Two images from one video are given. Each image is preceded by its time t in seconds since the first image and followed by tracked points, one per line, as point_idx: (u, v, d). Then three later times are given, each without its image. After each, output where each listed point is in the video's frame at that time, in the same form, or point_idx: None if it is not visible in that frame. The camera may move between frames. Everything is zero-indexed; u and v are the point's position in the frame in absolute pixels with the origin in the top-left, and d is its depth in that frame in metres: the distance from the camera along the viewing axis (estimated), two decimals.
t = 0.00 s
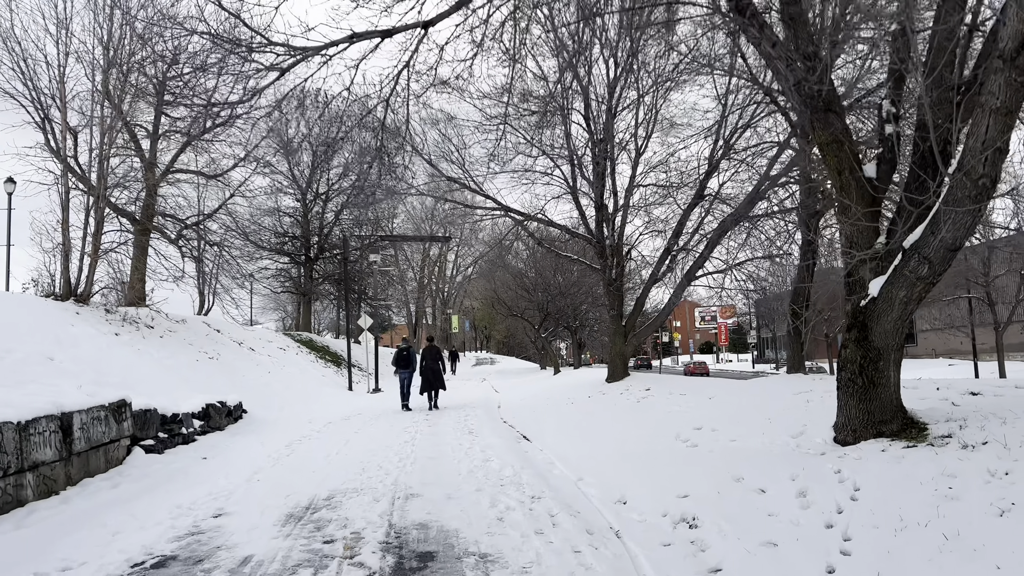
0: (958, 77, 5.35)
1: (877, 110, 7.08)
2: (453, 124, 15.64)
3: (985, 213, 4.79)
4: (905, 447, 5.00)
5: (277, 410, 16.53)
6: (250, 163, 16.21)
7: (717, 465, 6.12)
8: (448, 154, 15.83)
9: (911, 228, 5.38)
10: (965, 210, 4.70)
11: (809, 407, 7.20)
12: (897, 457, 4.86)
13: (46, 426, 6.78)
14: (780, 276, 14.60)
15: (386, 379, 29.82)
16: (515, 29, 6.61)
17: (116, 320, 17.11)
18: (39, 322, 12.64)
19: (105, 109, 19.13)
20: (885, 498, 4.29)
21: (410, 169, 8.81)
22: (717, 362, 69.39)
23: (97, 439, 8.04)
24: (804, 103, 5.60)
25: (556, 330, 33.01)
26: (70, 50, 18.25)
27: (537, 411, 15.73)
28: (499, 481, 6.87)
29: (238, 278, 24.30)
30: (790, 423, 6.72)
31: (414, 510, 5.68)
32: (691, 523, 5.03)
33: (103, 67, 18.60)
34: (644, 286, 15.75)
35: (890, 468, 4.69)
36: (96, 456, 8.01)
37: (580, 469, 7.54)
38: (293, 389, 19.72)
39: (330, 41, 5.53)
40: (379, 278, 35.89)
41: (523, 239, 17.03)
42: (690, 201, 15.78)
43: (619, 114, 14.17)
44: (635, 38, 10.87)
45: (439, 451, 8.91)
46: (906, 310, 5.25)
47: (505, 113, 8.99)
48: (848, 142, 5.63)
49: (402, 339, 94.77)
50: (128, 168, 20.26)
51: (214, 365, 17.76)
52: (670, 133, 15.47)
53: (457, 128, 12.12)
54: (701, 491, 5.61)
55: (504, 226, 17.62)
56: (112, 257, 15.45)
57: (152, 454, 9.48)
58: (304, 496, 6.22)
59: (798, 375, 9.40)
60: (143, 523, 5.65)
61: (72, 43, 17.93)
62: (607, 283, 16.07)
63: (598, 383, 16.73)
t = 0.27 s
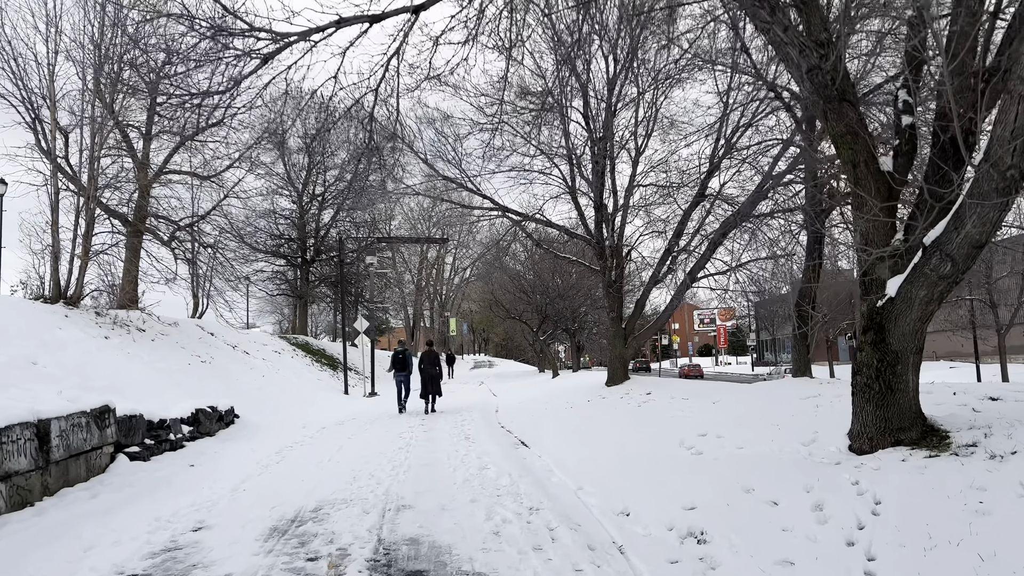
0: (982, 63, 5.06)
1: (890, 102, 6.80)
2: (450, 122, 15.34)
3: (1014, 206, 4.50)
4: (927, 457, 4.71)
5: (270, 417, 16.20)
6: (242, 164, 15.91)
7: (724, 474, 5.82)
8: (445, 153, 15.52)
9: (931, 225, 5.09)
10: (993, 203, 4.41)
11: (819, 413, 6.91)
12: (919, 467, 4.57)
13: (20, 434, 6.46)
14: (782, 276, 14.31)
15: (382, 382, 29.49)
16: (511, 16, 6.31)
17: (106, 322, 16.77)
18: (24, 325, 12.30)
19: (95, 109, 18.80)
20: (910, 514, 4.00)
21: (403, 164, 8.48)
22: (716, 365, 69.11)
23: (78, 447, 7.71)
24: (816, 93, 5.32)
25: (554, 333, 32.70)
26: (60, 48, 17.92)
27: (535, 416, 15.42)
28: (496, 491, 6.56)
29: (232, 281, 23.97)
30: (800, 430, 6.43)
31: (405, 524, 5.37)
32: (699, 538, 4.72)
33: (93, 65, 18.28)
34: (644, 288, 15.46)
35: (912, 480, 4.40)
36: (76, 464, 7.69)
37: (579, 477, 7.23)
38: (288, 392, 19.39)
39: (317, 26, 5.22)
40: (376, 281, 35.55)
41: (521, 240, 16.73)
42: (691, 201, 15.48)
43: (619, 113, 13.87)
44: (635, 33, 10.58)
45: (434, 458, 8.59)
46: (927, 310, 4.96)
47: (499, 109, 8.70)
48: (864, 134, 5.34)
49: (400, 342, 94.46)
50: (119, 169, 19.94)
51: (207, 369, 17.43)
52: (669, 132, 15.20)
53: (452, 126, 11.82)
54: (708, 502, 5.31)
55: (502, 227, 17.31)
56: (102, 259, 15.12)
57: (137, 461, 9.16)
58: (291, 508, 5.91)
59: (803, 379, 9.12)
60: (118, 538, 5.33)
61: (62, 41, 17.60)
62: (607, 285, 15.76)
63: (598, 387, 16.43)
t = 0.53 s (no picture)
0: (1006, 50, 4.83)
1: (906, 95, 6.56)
2: (450, 122, 15.11)
3: None
4: (951, 464, 4.47)
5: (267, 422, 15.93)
6: (239, 165, 15.68)
7: (735, 482, 5.57)
8: (445, 153, 15.28)
9: (954, 219, 4.86)
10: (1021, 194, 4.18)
11: (832, 419, 6.67)
12: (945, 475, 4.33)
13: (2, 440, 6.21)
14: (787, 277, 14.08)
15: (382, 385, 29.23)
16: (511, 4, 6.07)
17: (101, 325, 16.53)
18: (15, 328, 12.05)
19: (91, 109, 18.57)
20: (939, 527, 3.76)
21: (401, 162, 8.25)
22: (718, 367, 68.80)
23: (65, 453, 7.46)
24: (832, 82, 5.09)
25: (555, 336, 32.47)
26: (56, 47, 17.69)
27: (537, 420, 15.17)
28: (497, 499, 6.32)
29: (231, 283, 23.72)
30: (812, 436, 6.20)
31: (402, 534, 5.12)
32: (711, 550, 4.47)
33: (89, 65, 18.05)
34: (647, 289, 15.22)
35: (938, 489, 4.16)
36: (62, 471, 7.43)
37: (583, 484, 6.98)
38: (286, 396, 19.13)
39: (307, 12, 5.08)
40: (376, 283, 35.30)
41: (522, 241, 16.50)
42: (694, 201, 15.25)
43: (622, 111, 13.64)
44: (639, 28, 10.35)
45: (433, 464, 8.35)
46: (950, 310, 4.73)
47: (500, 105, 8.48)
48: (881, 124, 5.12)
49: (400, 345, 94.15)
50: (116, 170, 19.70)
51: (203, 372, 17.17)
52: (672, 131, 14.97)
53: (452, 125, 11.59)
54: (720, 511, 5.06)
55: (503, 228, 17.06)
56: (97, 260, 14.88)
57: (128, 467, 8.89)
58: (283, 518, 5.66)
59: (812, 382, 8.89)
60: (101, 550, 5.08)
61: (58, 40, 17.37)
62: (609, 286, 15.50)
63: (599, 390, 16.17)
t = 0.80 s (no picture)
0: None
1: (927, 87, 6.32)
2: (451, 122, 14.90)
3: None
4: (980, 475, 4.24)
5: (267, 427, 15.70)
6: (239, 167, 15.48)
7: (748, 493, 5.34)
8: (447, 154, 15.07)
9: (981, 217, 4.65)
10: None
11: (848, 426, 6.43)
12: (974, 487, 4.10)
13: None
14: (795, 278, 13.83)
15: (385, 389, 29.00)
16: None
17: (99, 328, 16.31)
18: (9, 332, 11.84)
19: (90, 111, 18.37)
20: (973, 544, 3.53)
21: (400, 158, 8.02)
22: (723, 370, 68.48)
23: (53, 461, 7.23)
24: (850, 71, 4.89)
25: (559, 339, 32.19)
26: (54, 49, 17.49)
27: (541, 425, 14.93)
28: (499, 510, 6.08)
29: (232, 286, 23.51)
30: (828, 444, 5.97)
31: (399, 549, 4.88)
32: (725, 567, 4.23)
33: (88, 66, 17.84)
34: (653, 291, 15.00)
35: (968, 502, 3.93)
36: (51, 480, 7.22)
37: (588, 492, 6.75)
38: (287, 400, 18.91)
39: None
40: (379, 286, 35.09)
41: (525, 243, 16.27)
42: (700, 201, 15.02)
43: (626, 110, 13.42)
44: (644, 25, 10.14)
45: (434, 471, 8.11)
46: (977, 313, 4.50)
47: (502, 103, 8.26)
48: (902, 117, 4.92)
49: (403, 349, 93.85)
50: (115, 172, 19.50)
51: (203, 376, 16.95)
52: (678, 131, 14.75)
53: (454, 123, 11.36)
54: (733, 524, 4.83)
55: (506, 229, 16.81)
56: (95, 263, 14.67)
57: (121, 475, 8.67)
58: (277, 530, 5.43)
59: (823, 387, 8.66)
60: (84, 565, 4.85)
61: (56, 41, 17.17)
62: (614, 288, 15.25)
63: (604, 394, 15.93)
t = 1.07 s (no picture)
0: None
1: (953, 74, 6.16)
2: (455, 120, 14.64)
3: None
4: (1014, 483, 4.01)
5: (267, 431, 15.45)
6: (241, 167, 15.28)
7: (764, 501, 5.09)
8: (451, 153, 14.81)
9: (1014, 208, 4.65)
10: None
11: (866, 431, 6.18)
12: (1009, 496, 3.86)
13: None
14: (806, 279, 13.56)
15: (389, 393, 28.72)
16: None
17: (99, 332, 16.08)
18: (5, 335, 11.62)
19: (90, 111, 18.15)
20: (1013, 558, 3.29)
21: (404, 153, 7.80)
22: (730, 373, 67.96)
23: (41, 468, 7.00)
24: (874, 56, 4.91)
25: (564, 342, 31.84)
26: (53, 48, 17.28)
27: (547, 430, 14.64)
28: (503, 518, 5.83)
29: (234, 288, 23.28)
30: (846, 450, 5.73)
31: (396, 561, 4.63)
32: None
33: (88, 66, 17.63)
34: (662, 292, 14.73)
35: (1004, 512, 3.70)
36: (39, 488, 6.98)
37: (596, 500, 6.50)
38: (289, 403, 18.66)
39: None
40: (383, 288, 34.81)
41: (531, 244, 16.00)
42: (708, 201, 14.75)
43: (634, 108, 13.15)
44: (653, 18, 9.88)
45: (436, 478, 7.86)
46: (1006, 310, 4.51)
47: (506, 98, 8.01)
48: (927, 103, 4.95)
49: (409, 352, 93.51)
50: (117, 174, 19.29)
51: (204, 380, 16.71)
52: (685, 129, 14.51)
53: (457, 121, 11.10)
54: (749, 534, 4.57)
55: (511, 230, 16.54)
56: (93, 265, 14.44)
57: (114, 482, 8.44)
58: (269, 541, 5.19)
59: (837, 391, 8.41)
60: None
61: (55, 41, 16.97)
62: (621, 290, 14.98)
63: (611, 397, 15.64)
